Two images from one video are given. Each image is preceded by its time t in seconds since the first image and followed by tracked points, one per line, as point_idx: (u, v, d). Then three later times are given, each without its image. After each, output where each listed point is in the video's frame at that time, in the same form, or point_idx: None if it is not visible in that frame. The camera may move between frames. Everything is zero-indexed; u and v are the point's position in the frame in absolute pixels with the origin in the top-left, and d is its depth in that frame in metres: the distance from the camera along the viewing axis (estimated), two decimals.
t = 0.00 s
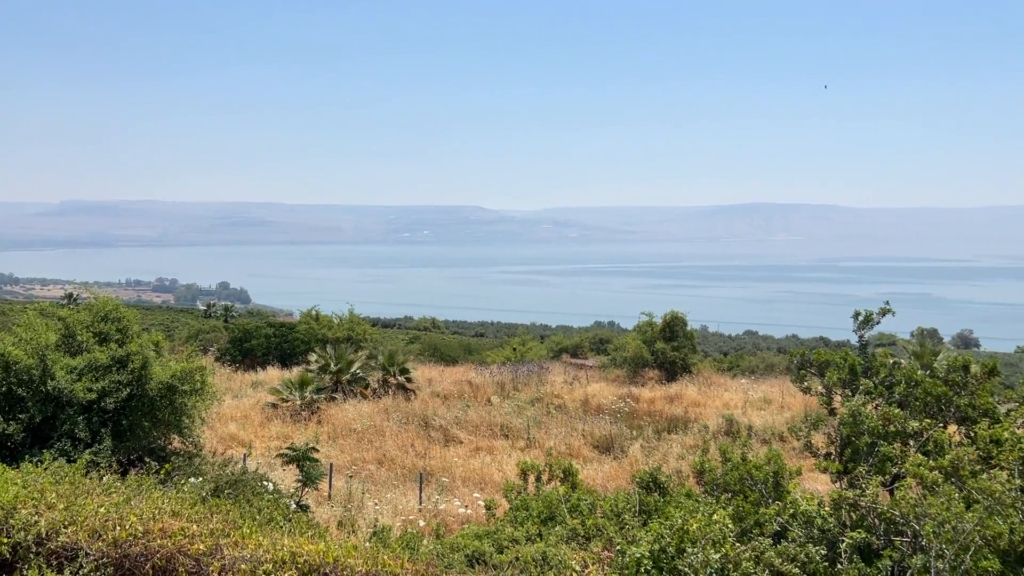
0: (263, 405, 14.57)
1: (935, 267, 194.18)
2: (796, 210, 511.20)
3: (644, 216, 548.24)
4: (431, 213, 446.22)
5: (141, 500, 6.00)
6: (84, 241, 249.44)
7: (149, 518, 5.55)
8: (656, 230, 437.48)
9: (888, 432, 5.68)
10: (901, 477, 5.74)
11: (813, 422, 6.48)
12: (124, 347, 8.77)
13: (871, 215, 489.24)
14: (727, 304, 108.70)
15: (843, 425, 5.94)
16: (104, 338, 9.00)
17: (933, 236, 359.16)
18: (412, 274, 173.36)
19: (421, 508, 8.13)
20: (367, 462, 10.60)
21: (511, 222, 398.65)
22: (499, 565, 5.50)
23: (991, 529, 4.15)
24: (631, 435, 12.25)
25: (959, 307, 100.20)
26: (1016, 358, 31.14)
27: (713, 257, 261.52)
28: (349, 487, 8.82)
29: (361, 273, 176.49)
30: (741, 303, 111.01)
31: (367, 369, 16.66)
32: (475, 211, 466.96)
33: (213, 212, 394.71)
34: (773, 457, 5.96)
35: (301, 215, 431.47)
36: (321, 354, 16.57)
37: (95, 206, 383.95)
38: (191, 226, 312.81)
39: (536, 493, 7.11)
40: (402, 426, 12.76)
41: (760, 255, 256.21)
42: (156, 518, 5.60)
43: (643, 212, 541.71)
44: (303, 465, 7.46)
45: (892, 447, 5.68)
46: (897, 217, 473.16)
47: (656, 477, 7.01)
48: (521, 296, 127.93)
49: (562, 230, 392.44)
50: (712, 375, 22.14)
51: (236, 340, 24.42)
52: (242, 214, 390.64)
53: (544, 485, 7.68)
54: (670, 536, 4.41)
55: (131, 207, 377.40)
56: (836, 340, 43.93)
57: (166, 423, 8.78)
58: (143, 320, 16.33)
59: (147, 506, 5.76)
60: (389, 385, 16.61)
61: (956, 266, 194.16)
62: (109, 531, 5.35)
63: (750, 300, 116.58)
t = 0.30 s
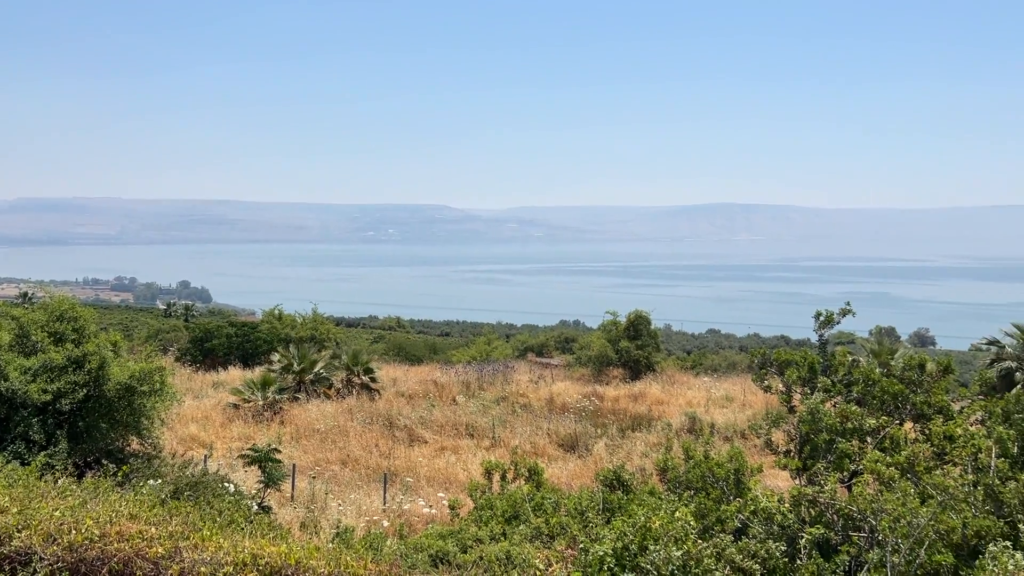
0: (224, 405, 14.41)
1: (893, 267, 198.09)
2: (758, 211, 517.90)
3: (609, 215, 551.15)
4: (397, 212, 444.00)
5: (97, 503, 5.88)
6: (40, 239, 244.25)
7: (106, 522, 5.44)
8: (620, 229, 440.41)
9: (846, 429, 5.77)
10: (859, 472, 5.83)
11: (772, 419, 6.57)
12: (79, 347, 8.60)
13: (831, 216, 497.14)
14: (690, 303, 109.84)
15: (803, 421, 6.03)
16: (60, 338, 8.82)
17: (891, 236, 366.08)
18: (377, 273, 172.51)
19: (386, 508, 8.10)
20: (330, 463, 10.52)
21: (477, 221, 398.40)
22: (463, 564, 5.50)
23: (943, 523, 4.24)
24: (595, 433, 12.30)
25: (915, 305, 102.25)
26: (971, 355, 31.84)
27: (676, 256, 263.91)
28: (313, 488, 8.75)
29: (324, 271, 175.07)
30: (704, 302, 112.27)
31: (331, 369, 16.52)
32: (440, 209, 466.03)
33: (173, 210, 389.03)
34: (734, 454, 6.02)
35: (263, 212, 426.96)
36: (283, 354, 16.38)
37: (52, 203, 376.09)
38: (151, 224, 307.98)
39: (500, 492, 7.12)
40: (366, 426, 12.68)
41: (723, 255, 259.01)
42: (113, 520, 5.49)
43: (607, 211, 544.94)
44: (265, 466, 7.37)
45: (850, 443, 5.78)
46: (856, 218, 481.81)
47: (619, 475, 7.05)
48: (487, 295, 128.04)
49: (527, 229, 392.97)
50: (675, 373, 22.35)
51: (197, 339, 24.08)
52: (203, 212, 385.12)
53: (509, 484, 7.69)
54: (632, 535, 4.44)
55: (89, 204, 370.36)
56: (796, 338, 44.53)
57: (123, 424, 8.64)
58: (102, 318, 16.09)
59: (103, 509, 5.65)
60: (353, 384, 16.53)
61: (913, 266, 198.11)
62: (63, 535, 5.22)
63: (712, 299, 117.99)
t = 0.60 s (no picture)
0: (186, 406, 14.20)
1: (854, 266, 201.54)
2: (722, 211, 523.55)
3: (575, 214, 553.30)
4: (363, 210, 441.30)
5: (54, 507, 5.77)
6: None
7: (63, 525, 5.35)
8: (587, 229, 442.42)
9: (808, 427, 5.84)
10: (821, 469, 5.89)
11: (735, 416, 6.64)
12: (36, 347, 8.42)
13: (794, 216, 504.01)
14: (655, 302, 110.67)
15: (765, 419, 6.09)
16: (15, 339, 8.63)
17: (852, 236, 372.22)
18: (342, 272, 171.29)
19: (351, 508, 8.05)
20: (294, 464, 10.42)
21: (443, 220, 397.65)
22: (428, 564, 5.50)
23: (900, 518, 4.29)
24: (562, 432, 12.34)
25: (874, 304, 104.09)
26: (928, 353, 32.59)
27: (642, 255, 265.84)
28: (276, 489, 8.65)
29: (289, 270, 173.51)
30: (669, 301, 113.19)
31: (295, 368, 16.37)
32: (406, 208, 464.36)
33: (134, 208, 382.64)
34: (696, 451, 6.10)
35: (226, 210, 421.81)
36: (246, 354, 16.19)
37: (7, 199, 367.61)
38: (111, 221, 302.51)
39: (466, 491, 7.12)
40: (331, 426, 12.59)
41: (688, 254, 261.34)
42: (70, 525, 5.39)
43: (573, 211, 547.10)
44: (228, 468, 7.28)
45: (812, 440, 5.85)
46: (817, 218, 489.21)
47: (585, 474, 7.09)
48: (454, 294, 127.82)
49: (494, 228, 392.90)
50: (640, 372, 22.51)
51: (157, 339, 23.60)
52: (164, 209, 379.48)
53: (475, 484, 7.67)
54: (599, 532, 4.47)
55: (46, 200, 362.98)
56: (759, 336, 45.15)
57: (82, 426, 8.47)
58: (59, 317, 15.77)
59: (60, 513, 5.54)
60: (318, 384, 16.36)
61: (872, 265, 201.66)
62: (20, 539, 5.08)
63: (677, 299, 119.03)
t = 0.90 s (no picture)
0: (147, 407, 13.96)
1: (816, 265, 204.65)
2: (687, 211, 528.20)
3: (543, 213, 554.28)
4: (329, 208, 438.06)
5: (10, 510, 5.65)
6: None
7: (18, 529, 5.24)
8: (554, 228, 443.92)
9: (770, 424, 5.92)
10: (782, 465, 5.96)
11: (699, 413, 6.69)
12: None
13: (759, 216, 509.81)
14: (622, 301, 111.38)
15: (728, 417, 6.15)
16: None
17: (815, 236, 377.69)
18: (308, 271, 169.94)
19: (316, 509, 7.99)
20: (259, 464, 10.31)
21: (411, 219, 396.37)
22: (394, 565, 5.47)
23: (860, 514, 4.31)
24: (529, 431, 12.34)
25: (837, 303, 105.69)
26: (888, 351, 33.18)
27: (609, 254, 267.43)
28: (241, 490, 8.56)
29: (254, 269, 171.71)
30: (635, 300, 113.94)
31: (259, 368, 16.19)
32: (373, 207, 462.01)
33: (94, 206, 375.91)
34: (662, 449, 6.15)
35: (190, 208, 416.21)
36: (209, 354, 15.98)
37: None
38: (70, 219, 296.88)
39: (434, 490, 7.09)
40: (297, 426, 12.49)
41: (655, 254, 263.24)
42: (27, 528, 5.29)
43: (540, 210, 548.30)
44: (191, 469, 7.18)
45: (774, 437, 5.93)
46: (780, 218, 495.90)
47: (551, 472, 7.10)
48: (421, 292, 127.45)
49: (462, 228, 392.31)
50: (607, 370, 22.65)
51: (118, 339, 23.12)
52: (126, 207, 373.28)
53: (443, 484, 7.62)
54: (565, 530, 4.47)
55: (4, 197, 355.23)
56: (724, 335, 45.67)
57: (41, 428, 8.32)
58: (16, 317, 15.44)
59: (17, 517, 5.43)
60: (283, 384, 16.18)
61: (835, 265, 204.75)
62: None
63: (644, 297, 119.97)
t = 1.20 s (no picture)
0: (109, 408, 13.73)
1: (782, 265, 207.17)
2: (655, 211, 531.65)
3: (512, 213, 554.68)
4: (296, 206, 434.26)
5: None
6: None
7: None
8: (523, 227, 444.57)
9: (735, 422, 6.00)
10: (748, 463, 6.02)
11: (665, 411, 6.74)
12: None
13: (725, 216, 514.90)
14: (590, 301, 111.81)
15: (694, 415, 6.20)
16: None
17: (781, 236, 382.10)
18: (275, 270, 168.37)
19: (283, 510, 7.93)
20: (225, 466, 10.19)
21: (379, 218, 394.36)
22: (361, 566, 5.44)
23: (826, 510, 4.35)
24: (497, 430, 12.32)
25: (802, 302, 107.15)
26: (851, 348, 33.78)
27: (578, 253, 268.29)
28: (206, 492, 8.44)
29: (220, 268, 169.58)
30: (603, 299, 114.49)
31: (224, 369, 15.98)
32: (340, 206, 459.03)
33: (54, 204, 368.79)
34: (628, 447, 6.20)
35: (153, 206, 410.16)
36: (173, 353, 15.76)
37: None
38: (30, 217, 290.98)
39: (401, 491, 7.05)
40: (263, 427, 12.37)
41: (623, 254, 264.86)
42: None
43: (509, 209, 548.36)
44: (156, 471, 7.07)
45: (739, 434, 6.01)
46: (746, 218, 501.11)
47: (519, 471, 7.12)
48: (389, 291, 126.92)
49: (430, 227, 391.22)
50: (576, 369, 22.74)
51: (79, 339, 22.65)
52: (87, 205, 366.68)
53: (409, 483, 7.59)
54: (531, 530, 4.47)
55: None
56: (692, 334, 46.16)
57: None
58: None
59: None
60: (249, 384, 15.99)
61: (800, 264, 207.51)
62: None
63: (613, 296, 120.49)
